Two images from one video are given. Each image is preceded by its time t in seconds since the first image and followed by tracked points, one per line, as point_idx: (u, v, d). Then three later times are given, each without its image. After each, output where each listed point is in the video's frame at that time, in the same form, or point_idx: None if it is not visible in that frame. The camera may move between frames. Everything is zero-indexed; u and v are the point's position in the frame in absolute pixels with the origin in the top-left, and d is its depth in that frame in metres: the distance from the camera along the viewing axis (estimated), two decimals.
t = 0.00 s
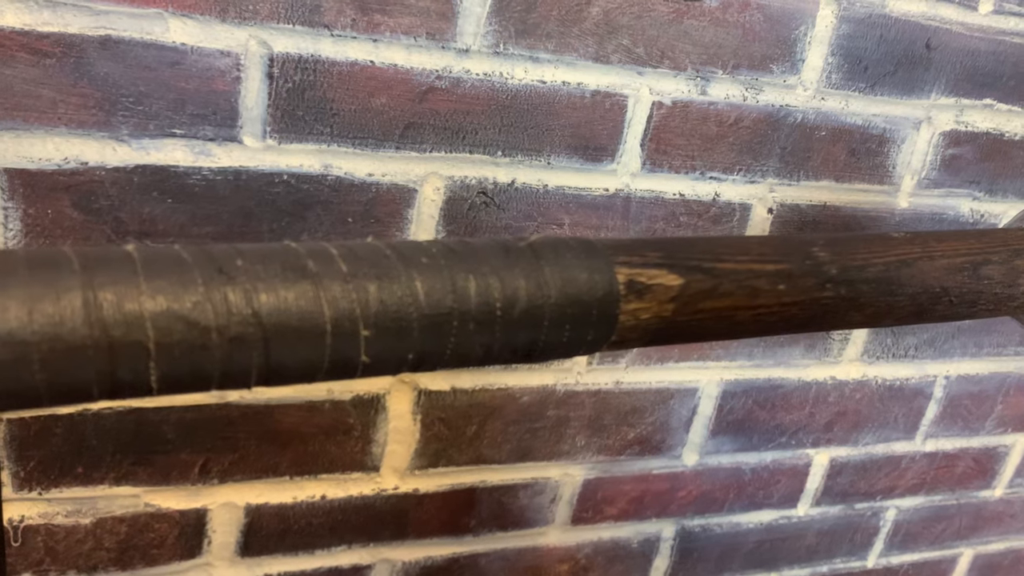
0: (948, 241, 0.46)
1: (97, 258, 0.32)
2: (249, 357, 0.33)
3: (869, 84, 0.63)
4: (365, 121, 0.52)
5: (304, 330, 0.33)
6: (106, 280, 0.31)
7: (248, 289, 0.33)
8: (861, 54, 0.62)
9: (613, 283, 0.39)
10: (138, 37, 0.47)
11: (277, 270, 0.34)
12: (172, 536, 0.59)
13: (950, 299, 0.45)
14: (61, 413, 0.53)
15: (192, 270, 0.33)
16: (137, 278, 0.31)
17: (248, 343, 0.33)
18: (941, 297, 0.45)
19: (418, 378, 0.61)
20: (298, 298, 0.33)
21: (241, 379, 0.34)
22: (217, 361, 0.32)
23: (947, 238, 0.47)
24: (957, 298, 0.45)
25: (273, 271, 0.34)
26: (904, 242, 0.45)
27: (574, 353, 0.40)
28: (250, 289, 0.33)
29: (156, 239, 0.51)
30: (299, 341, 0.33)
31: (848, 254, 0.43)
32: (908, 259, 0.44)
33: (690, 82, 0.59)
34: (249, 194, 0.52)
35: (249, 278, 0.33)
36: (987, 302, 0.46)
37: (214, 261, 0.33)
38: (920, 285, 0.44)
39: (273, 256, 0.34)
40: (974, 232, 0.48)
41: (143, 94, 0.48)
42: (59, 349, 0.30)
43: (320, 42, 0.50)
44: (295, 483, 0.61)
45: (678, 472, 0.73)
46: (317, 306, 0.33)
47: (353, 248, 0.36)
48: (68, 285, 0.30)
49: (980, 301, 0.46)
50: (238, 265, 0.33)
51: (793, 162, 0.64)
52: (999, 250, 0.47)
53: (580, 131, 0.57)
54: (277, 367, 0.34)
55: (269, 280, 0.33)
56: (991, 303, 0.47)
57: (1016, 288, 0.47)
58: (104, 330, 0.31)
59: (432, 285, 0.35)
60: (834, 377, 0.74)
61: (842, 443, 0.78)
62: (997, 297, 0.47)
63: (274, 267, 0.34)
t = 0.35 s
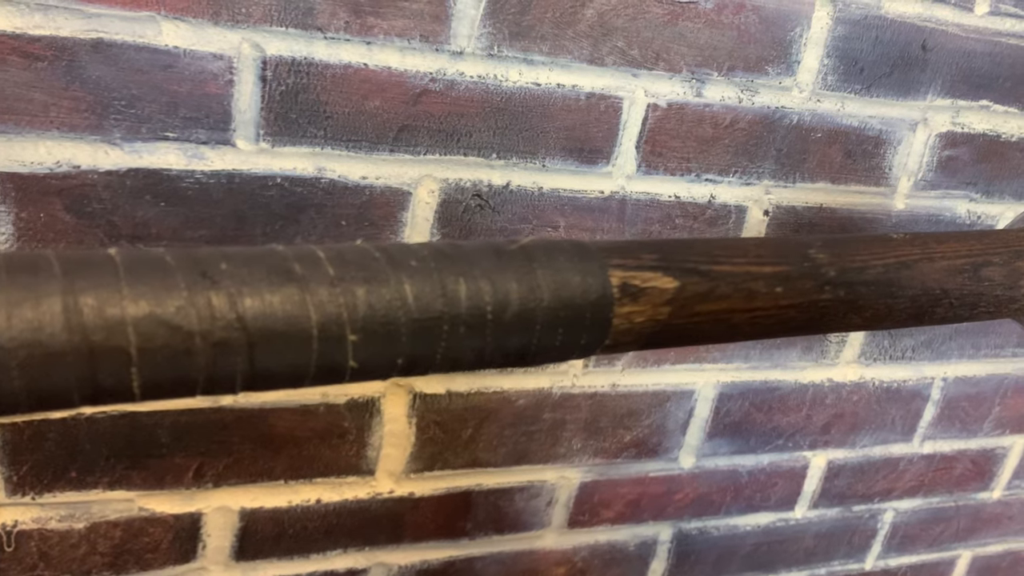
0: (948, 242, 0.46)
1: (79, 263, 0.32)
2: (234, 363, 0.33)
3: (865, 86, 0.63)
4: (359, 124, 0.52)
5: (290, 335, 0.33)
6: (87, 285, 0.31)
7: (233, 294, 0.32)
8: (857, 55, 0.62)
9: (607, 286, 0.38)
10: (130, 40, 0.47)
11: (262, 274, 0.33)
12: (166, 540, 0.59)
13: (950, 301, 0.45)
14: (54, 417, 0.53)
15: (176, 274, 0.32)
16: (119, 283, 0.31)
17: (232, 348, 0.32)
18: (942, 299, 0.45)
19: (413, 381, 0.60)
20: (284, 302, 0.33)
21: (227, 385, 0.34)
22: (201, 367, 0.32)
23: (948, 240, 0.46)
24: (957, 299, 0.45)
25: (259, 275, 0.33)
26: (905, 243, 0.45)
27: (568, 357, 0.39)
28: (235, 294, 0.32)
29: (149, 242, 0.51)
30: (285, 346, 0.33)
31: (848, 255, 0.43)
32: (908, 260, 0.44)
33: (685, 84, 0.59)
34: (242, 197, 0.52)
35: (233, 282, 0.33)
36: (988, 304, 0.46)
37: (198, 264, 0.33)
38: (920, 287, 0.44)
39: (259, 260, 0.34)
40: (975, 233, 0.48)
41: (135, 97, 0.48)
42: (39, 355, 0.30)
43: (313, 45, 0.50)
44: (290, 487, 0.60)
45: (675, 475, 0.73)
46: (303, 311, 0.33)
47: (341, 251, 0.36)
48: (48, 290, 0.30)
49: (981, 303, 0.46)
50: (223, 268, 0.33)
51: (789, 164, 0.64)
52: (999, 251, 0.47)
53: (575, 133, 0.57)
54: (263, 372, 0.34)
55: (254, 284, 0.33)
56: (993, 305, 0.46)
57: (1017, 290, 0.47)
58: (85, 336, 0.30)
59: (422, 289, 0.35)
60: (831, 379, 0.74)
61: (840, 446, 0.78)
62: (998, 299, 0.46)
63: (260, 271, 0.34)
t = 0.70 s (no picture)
0: (938, 246, 0.46)
1: (54, 271, 0.32)
2: (212, 372, 0.33)
3: (859, 87, 0.63)
4: (350, 128, 0.52)
5: (268, 344, 0.33)
6: (62, 293, 0.31)
7: (210, 302, 0.32)
8: (850, 57, 0.62)
9: (591, 292, 0.38)
10: (121, 44, 0.47)
11: (241, 281, 0.33)
12: (159, 545, 0.59)
13: (939, 305, 0.45)
14: (46, 423, 0.53)
15: (153, 282, 0.32)
16: (95, 291, 0.31)
17: (210, 357, 0.32)
18: (931, 304, 0.45)
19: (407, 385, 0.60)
20: (262, 310, 0.33)
21: (205, 394, 0.33)
22: (178, 375, 0.32)
23: (938, 244, 0.46)
24: (946, 304, 0.45)
25: (237, 282, 0.33)
26: (893, 247, 0.45)
27: (553, 364, 0.39)
28: (212, 302, 0.32)
29: (141, 247, 0.51)
30: (263, 355, 0.33)
31: (836, 260, 0.43)
32: (897, 265, 0.44)
33: (678, 87, 0.59)
34: (233, 201, 0.52)
35: (211, 289, 0.33)
36: (978, 309, 0.46)
37: (175, 272, 0.33)
38: (909, 292, 0.44)
39: (237, 267, 0.34)
40: (965, 238, 0.47)
41: (126, 101, 0.48)
42: (13, 365, 0.30)
43: (304, 48, 0.50)
44: (283, 491, 0.60)
45: (670, 477, 0.73)
46: (282, 319, 0.33)
47: (321, 258, 0.35)
48: (22, 298, 0.30)
49: (971, 307, 0.46)
50: (200, 276, 0.33)
51: (783, 166, 0.64)
52: (989, 255, 0.47)
53: (568, 136, 0.57)
54: (241, 381, 0.33)
55: (233, 292, 0.33)
56: (982, 309, 0.46)
57: (1007, 295, 0.46)
58: (60, 345, 0.30)
59: (403, 296, 0.35)
60: (826, 381, 0.74)
61: (835, 447, 0.78)
62: (988, 303, 0.46)
63: (238, 278, 0.33)
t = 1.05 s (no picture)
0: (925, 248, 0.45)
1: (29, 274, 0.31)
2: (189, 376, 0.32)
3: (853, 86, 0.63)
4: (341, 128, 0.52)
5: (246, 347, 0.32)
6: (36, 297, 0.30)
7: (187, 306, 0.32)
8: (844, 55, 0.61)
9: (574, 294, 0.37)
10: (109, 44, 0.46)
11: (217, 284, 0.33)
12: (152, 548, 0.59)
13: (927, 307, 0.44)
14: (37, 426, 0.52)
15: (129, 285, 0.32)
16: (69, 295, 0.31)
17: (187, 361, 0.32)
18: (919, 305, 0.44)
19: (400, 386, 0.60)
20: (239, 314, 0.32)
21: (183, 398, 0.33)
22: (155, 380, 0.32)
23: (925, 245, 0.45)
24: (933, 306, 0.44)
25: (214, 286, 0.33)
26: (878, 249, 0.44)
27: (537, 366, 0.38)
28: (189, 306, 0.32)
29: (131, 249, 0.50)
30: (241, 358, 0.33)
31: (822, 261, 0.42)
32: (883, 266, 0.43)
33: (671, 86, 0.58)
34: (224, 202, 0.51)
35: (188, 293, 0.32)
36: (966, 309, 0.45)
37: (151, 274, 0.32)
38: (895, 293, 0.43)
39: (215, 271, 0.33)
40: (952, 238, 0.47)
41: (115, 102, 0.47)
42: None
43: (294, 49, 0.49)
44: (277, 493, 0.60)
45: (665, 478, 0.72)
46: (259, 323, 0.32)
47: (300, 260, 0.35)
48: None
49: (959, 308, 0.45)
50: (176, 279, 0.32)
51: (776, 165, 0.63)
52: (976, 257, 0.46)
53: (560, 136, 0.57)
54: (219, 386, 0.33)
55: (209, 295, 0.32)
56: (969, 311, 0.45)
57: (994, 296, 0.45)
58: (33, 349, 0.30)
59: (384, 299, 0.35)
60: (821, 380, 0.74)
61: (831, 447, 0.78)
62: (975, 305, 0.45)
63: (215, 281, 0.33)
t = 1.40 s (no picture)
0: (909, 247, 0.43)
1: None
2: (156, 386, 0.29)
3: (844, 84, 0.63)
4: (328, 128, 0.51)
5: (216, 355, 0.29)
6: None
7: (154, 312, 0.29)
8: (835, 54, 0.61)
9: (553, 298, 0.34)
10: (92, 45, 0.46)
11: (184, 290, 0.30)
12: (140, 553, 0.58)
13: (912, 308, 0.42)
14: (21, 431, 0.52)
15: (92, 291, 0.29)
16: (31, 302, 0.28)
17: (154, 371, 0.29)
18: (903, 307, 0.41)
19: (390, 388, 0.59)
20: (208, 321, 0.29)
21: (149, 409, 0.30)
22: (120, 390, 0.29)
23: (909, 245, 0.43)
24: (918, 307, 0.42)
25: (181, 291, 0.30)
26: (864, 249, 0.41)
27: (517, 373, 0.35)
28: (156, 312, 0.29)
29: (116, 251, 0.50)
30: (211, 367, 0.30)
31: (805, 263, 0.39)
32: (867, 267, 0.40)
33: (661, 85, 0.58)
34: (210, 203, 0.51)
35: (155, 298, 0.29)
36: (952, 311, 0.43)
37: (118, 281, 0.29)
38: (881, 294, 0.40)
39: (182, 275, 0.30)
40: (938, 238, 0.45)
41: (98, 103, 0.47)
42: None
43: (279, 48, 0.49)
44: (265, 496, 0.60)
45: (658, 478, 0.72)
46: (229, 330, 0.29)
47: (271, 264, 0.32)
48: None
49: (943, 309, 0.43)
50: (143, 286, 0.29)
51: (767, 164, 0.63)
52: (961, 257, 0.44)
53: (550, 135, 0.56)
54: (188, 395, 0.30)
55: (177, 301, 0.29)
56: (956, 312, 0.43)
57: (980, 296, 0.44)
58: None
59: (356, 303, 0.31)
60: (814, 380, 0.73)
61: (824, 446, 0.77)
62: (961, 305, 0.43)
63: (183, 287, 0.30)
